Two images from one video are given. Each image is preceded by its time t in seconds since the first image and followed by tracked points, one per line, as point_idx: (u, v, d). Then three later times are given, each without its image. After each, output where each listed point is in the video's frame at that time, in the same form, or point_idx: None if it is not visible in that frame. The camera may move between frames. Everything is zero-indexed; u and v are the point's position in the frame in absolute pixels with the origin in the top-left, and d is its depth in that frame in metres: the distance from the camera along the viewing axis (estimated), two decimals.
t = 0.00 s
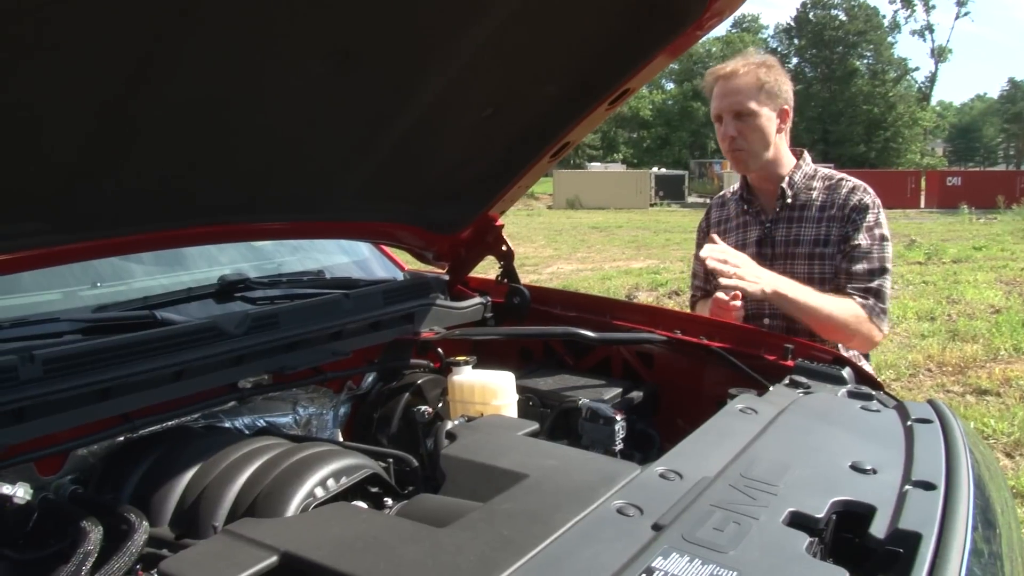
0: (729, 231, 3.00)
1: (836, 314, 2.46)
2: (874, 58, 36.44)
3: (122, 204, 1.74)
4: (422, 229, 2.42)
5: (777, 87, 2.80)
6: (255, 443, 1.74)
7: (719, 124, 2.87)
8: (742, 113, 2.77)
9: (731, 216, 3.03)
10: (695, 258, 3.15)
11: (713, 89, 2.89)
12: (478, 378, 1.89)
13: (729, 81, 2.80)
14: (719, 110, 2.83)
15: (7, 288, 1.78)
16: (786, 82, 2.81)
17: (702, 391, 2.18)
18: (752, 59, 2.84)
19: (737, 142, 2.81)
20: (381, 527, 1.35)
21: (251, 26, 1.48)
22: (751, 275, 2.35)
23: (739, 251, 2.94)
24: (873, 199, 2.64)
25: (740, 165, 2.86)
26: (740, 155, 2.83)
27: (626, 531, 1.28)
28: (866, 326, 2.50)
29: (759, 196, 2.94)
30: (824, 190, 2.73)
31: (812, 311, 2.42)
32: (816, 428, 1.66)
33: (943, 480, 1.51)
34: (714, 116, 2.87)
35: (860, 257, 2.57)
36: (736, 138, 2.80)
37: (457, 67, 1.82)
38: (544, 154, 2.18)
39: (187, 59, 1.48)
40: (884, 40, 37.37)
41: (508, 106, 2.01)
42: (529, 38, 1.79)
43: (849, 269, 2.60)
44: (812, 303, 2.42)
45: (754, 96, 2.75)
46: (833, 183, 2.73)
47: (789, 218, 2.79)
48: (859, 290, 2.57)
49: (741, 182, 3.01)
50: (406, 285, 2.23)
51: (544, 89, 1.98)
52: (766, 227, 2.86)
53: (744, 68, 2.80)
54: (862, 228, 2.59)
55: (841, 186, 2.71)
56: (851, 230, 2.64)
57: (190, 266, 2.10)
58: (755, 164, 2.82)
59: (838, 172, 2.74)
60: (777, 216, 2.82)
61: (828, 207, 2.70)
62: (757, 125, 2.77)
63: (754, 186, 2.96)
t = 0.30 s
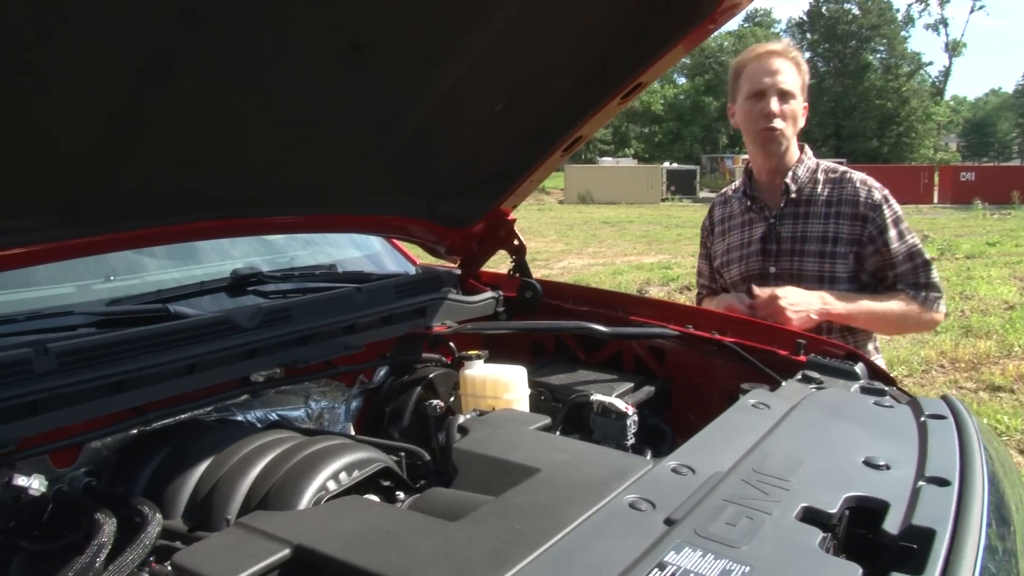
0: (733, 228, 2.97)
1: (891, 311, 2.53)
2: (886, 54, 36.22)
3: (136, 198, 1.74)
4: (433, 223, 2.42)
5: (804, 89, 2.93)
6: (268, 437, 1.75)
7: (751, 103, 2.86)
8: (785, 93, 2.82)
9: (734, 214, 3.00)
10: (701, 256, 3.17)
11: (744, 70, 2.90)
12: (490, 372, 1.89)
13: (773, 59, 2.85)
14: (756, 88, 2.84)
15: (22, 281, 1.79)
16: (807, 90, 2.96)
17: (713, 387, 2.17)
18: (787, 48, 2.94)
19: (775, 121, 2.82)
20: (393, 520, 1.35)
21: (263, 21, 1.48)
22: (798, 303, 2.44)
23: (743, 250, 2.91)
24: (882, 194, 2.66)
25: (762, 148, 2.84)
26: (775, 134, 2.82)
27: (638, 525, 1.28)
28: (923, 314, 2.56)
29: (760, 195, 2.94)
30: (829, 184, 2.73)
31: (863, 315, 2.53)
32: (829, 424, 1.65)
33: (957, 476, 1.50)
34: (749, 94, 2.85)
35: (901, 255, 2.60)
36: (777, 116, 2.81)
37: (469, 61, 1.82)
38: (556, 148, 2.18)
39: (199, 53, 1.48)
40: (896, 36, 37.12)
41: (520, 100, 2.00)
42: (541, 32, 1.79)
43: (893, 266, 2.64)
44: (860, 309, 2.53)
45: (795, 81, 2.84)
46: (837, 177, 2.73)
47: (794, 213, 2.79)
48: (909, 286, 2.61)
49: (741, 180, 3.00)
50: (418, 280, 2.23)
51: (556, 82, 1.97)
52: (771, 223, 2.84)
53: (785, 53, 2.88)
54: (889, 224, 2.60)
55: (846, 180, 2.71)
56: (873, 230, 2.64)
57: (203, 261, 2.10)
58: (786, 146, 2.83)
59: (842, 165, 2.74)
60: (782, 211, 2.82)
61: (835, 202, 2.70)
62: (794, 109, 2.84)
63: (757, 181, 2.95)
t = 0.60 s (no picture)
0: (749, 217, 2.92)
1: (902, 308, 2.58)
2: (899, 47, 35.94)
3: (150, 189, 1.75)
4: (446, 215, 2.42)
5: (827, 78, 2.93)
6: (281, 427, 1.75)
7: (774, 91, 2.86)
8: (808, 81, 2.82)
9: (749, 203, 2.95)
10: (706, 244, 3.15)
11: (768, 58, 2.90)
12: (502, 364, 1.89)
13: (796, 47, 2.84)
14: (778, 76, 2.84)
15: (37, 272, 1.80)
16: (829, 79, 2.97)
17: (725, 380, 2.17)
18: (811, 36, 2.93)
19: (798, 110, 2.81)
20: (406, 511, 1.35)
21: (276, 14, 1.48)
22: (823, 298, 2.43)
23: (759, 240, 2.88)
24: (904, 191, 2.69)
25: (786, 137, 2.83)
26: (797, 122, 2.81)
27: (651, 517, 1.28)
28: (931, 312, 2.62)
29: (782, 184, 2.94)
30: (852, 178, 2.75)
31: (877, 310, 2.56)
32: (842, 417, 1.65)
33: (973, 470, 1.49)
34: (772, 82, 2.85)
35: (918, 254, 2.64)
36: (799, 104, 2.80)
37: (483, 54, 1.81)
38: (570, 140, 2.18)
39: (213, 46, 1.48)
40: (909, 30, 36.84)
41: (534, 92, 2.00)
42: (555, 25, 1.78)
43: (906, 263, 2.67)
44: (875, 304, 2.56)
45: (817, 69, 2.84)
46: (861, 171, 2.75)
47: (817, 205, 2.78)
48: (920, 284, 2.66)
49: (762, 168, 2.99)
50: (431, 271, 2.23)
51: (569, 74, 1.97)
52: (792, 215, 2.82)
53: (808, 41, 2.87)
54: (910, 224, 2.63)
55: (870, 175, 2.73)
56: (896, 227, 2.66)
57: (216, 253, 2.11)
58: (808, 135, 2.82)
59: (864, 161, 2.77)
60: (804, 203, 2.81)
61: (859, 197, 2.71)
62: (816, 98, 2.83)
63: (778, 170, 2.95)
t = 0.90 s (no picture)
0: (763, 210, 2.92)
1: (914, 306, 2.57)
2: (909, 41, 35.71)
3: (161, 184, 1.75)
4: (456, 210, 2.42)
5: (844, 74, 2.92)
6: (292, 421, 1.76)
7: (790, 87, 2.85)
8: (824, 77, 2.81)
9: (762, 195, 2.95)
10: (717, 238, 3.14)
11: (783, 54, 2.89)
12: (513, 359, 1.90)
13: (812, 43, 2.83)
14: (795, 72, 2.83)
15: (49, 266, 1.80)
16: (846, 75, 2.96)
17: (735, 375, 2.17)
18: (827, 32, 2.93)
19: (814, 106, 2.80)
20: (416, 504, 1.35)
21: (287, 9, 1.48)
22: (837, 292, 2.43)
23: (773, 233, 2.88)
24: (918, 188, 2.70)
25: (802, 132, 2.82)
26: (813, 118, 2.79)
27: (661, 512, 1.28)
28: (942, 311, 2.61)
29: (799, 178, 2.91)
30: (868, 173, 2.74)
31: (889, 307, 2.55)
32: (853, 412, 1.64)
33: (984, 465, 1.48)
34: (788, 78, 2.84)
35: (931, 252, 2.65)
36: (815, 100, 2.79)
37: (494, 48, 1.81)
38: (580, 134, 2.17)
39: (224, 40, 1.48)
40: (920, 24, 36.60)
41: (544, 86, 2.00)
42: (566, 19, 1.78)
43: (919, 261, 2.68)
44: (888, 300, 2.55)
45: (833, 65, 2.83)
46: (876, 168, 2.74)
47: (833, 200, 2.77)
48: (933, 282, 2.65)
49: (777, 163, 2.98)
50: (440, 265, 2.23)
51: (580, 68, 1.97)
52: (807, 208, 2.82)
53: (824, 37, 2.86)
54: (924, 221, 2.64)
55: (886, 172, 2.72)
56: (909, 224, 2.67)
57: (226, 247, 2.11)
58: (825, 131, 2.81)
59: (880, 158, 2.76)
60: (820, 197, 2.80)
61: (876, 192, 2.71)
62: (833, 93, 2.82)
63: (793, 165, 2.93)
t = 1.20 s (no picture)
0: (774, 206, 2.92)
1: (925, 302, 2.57)
2: (920, 37, 35.40)
3: (172, 178, 1.76)
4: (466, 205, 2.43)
5: (857, 69, 2.91)
6: (301, 415, 1.76)
7: (802, 83, 2.85)
8: (837, 73, 2.80)
9: (774, 191, 2.95)
10: (729, 233, 3.13)
11: (796, 50, 2.89)
12: (522, 354, 1.90)
13: (825, 39, 2.83)
14: (807, 67, 2.82)
15: (60, 261, 1.81)
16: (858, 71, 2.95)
17: (745, 371, 2.18)
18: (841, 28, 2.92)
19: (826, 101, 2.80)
20: (426, 499, 1.35)
21: (298, 5, 1.48)
22: (848, 289, 2.42)
23: (784, 229, 2.87)
24: (930, 184, 2.68)
25: (813, 128, 2.81)
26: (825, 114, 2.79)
27: (671, 507, 1.28)
28: (953, 308, 2.61)
29: (809, 174, 2.91)
30: (880, 169, 2.73)
31: (900, 303, 2.55)
32: (864, 408, 1.64)
33: (996, 462, 1.48)
34: (801, 74, 2.84)
35: (942, 249, 2.64)
36: (827, 96, 2.79)
37: (503, 43, 1.81)
38: (589, 130, 2.17)
39: (234, 36, 1.48)
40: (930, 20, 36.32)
41: (554, 80, 1.99)
42: (576, 14, 1.77)
43: (930, 257, 2.67)
44: (899, 297, 2.54)
45: (846, 62, 2.82)
46: (888, 164, 2.73)
47: (844, 196, 2.76)
48: (944, 279, 2.64)
49: (788, 158, 2.98)
50: (450, 261, 2.23)
51: (590, 63, 1.96)
52: (818, 204, 2.81)
53: (838, 32, 2.86)
54: (935, 217, 2.62)
55: (897, 168, 2.71)
56: (921, 219, 2.65)
57: (236, 241, 2.12)
58: (836, 127, 2.80)
59: (892, 154, 2.75)
60: (831, 192, 2.79)
61: (887, 187, 2.70)
62: (845, 89, 2.82)
63: (804, 160, 2.93)
